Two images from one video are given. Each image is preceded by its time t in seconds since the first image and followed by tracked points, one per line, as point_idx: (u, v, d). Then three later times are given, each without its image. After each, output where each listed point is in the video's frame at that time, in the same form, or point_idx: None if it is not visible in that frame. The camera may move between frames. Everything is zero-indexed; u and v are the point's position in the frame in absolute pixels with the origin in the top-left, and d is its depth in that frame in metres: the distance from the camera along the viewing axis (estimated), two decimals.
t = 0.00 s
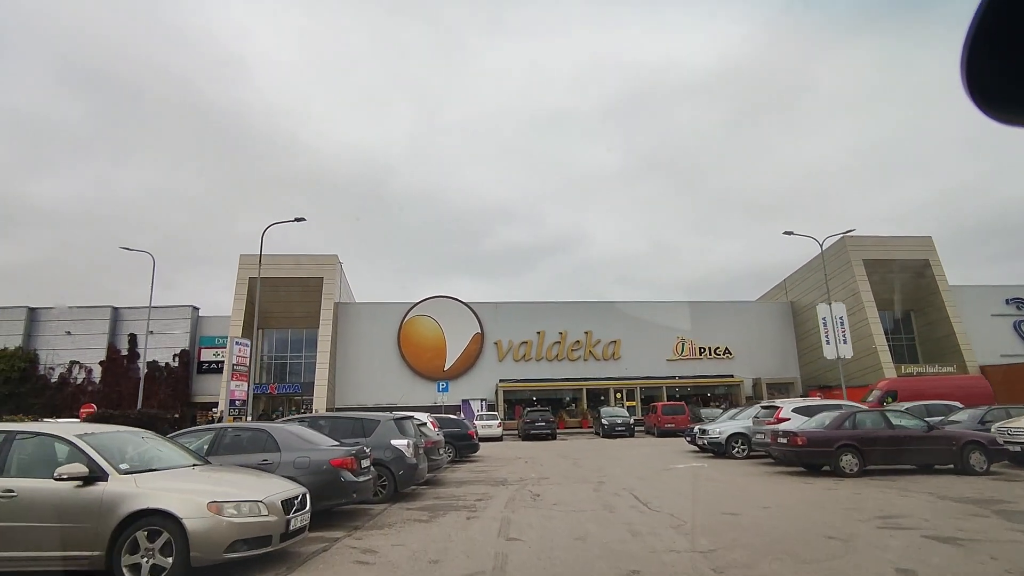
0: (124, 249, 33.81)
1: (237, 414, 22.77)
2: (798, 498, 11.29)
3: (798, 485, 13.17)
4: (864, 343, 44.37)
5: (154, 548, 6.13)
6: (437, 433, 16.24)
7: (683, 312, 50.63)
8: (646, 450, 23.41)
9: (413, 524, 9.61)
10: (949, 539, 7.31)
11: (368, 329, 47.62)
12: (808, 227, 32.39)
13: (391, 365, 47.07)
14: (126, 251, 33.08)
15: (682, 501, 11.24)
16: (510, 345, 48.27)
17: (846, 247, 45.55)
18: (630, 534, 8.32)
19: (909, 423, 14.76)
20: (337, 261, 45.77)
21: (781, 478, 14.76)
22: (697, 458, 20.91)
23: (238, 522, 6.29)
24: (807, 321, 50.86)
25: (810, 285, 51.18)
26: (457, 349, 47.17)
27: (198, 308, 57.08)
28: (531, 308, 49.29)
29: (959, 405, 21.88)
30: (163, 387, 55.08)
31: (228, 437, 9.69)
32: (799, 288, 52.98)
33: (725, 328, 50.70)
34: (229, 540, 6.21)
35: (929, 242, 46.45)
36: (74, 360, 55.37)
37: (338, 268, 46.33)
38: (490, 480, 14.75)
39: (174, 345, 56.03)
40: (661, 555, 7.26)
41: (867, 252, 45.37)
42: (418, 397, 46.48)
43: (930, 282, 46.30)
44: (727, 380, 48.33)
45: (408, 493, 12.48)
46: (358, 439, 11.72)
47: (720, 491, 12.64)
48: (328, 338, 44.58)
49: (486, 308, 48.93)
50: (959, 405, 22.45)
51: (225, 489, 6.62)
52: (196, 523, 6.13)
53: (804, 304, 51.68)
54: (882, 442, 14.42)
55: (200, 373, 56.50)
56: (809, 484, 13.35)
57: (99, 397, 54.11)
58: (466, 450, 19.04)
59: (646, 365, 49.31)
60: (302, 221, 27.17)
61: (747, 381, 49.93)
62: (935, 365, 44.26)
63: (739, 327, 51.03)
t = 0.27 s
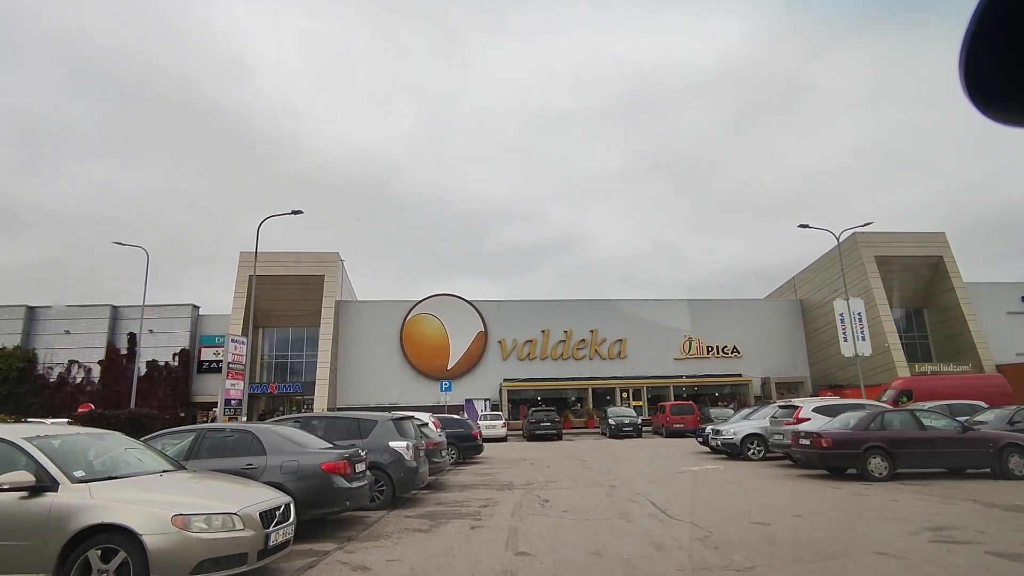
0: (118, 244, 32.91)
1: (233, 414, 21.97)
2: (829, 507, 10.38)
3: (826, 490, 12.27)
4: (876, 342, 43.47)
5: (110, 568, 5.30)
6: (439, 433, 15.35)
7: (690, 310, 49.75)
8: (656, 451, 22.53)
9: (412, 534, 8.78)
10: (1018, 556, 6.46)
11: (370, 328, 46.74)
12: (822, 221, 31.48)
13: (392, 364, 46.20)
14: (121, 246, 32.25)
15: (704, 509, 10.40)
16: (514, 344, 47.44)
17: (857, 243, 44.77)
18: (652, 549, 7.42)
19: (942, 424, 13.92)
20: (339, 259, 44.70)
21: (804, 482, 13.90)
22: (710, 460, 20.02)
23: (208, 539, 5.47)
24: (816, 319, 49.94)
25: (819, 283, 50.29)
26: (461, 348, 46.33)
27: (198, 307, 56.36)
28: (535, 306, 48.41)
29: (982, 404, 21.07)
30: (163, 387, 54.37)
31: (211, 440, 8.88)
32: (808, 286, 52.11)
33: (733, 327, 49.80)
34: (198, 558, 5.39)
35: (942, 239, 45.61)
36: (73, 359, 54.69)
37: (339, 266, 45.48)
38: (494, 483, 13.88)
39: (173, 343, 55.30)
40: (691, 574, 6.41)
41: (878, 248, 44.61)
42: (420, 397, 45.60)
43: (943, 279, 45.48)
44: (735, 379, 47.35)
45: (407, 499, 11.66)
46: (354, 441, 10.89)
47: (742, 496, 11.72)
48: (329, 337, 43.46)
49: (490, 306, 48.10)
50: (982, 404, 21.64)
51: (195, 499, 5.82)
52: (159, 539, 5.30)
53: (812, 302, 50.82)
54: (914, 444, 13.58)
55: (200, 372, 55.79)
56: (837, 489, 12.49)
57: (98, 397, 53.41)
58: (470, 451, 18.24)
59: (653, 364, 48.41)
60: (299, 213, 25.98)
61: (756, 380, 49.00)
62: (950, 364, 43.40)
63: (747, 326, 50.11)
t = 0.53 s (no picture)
0: (109, 239, 32.00)
1: (225, 414, 21.15)
2: (862, 516, 9.52)
3: (855, 496, 11.41)
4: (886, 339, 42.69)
5: None
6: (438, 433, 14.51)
7: (695, 308, 48.95)
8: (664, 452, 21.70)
9: (408, 546, 7.95)
10: None
11: (369, 326, 45.89)
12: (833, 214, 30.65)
13: (392, 363, 45.36)
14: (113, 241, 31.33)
15: (725, 518, 9.58)
16: (516, 342, 46.65)
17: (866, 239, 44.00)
18: (676, 566, 6.58)
19: (973, 425, 13.24)
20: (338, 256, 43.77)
21: (826, 487, 13.06)
22: (721, 462, 19.20)
23: (164, 560, 4.65)
24: (823, 317, 49.14)
25: (825, 280, 49.47)
26: (462, 346, 45.51)
27: (195, 306, 55.59)
28: (538, 305, 47.60)
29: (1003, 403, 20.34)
30: (160, 386, 53.60)
31: (187, 441, 8.04)
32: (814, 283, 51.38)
33: (738, 325, 48.97)
34: None
35: (952, 235, 44.90)
36: (69, 359, 53.91)
37: (339, 263, 44.50)
38: (497, 487, 13.05)
39: (170, 343, 54.51)
40: None
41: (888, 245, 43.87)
42: (420, 396, 44.74)
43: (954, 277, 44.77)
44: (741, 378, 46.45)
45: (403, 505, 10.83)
46: (346, 443, 10.05)
47: (765, 502, 10.86)
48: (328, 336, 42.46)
49: (491, 304, 47.29)
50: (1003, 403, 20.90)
51: (152, 513, 5.01)
52: (106, 562, 4.49)
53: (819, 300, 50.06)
54: (945, 447, 12.88)
55: (197, 372, 55.01)
56: (865, 495, 11.66)
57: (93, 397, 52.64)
58: (472, 453, 17.43)
59: (657, 364, 47.58)
60: (293, 206, 25.06)
61: (761, 379, 48.15)
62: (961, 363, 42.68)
63: (753, 324, 49.29)
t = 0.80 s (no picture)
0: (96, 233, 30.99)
1: (215, 414, 20.34)
2: (896, 527, 8.70)
3: (883, 502, 10.60)
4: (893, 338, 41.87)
5: None
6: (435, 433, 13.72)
7: (698, 306, 48.21)
8: (670, 453, 20.93)
9: (399, 560, 7.14)
10: None
11: (367, 325, 45.06)
12: (843, 208, 29.77)
13: (391, 362, 44.56)
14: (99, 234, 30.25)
15: (746, 528, 8.79)
16: (517, 341, 45.86)
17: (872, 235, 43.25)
18: None
19: (1005, 426, 12.54)
20: (336, 253, 42.75)
21: (848, 491, 12.28)
22: (731, 463, 18.42)
23: None
24: (829, 316, 48.36)
25: (831, 278, 48.65)
26: (461, 345, 44.71)
27: (191, 304, 54.78)
28: (539, 302, 46.79)
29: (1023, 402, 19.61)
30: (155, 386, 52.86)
31: (155, 443, 7.25)
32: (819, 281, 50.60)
33: (742, 323, 48.20)
34: None
35: (961, 231, 44.09)
36: (63, 357, 53.17)
37: (337, 260, 43.45)
38: (498, 491, 12.25)
39: (166, 341, 53.71)
40: None
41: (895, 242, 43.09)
42: (419, 396, 43.95)
43: (962, 274, 44.03)
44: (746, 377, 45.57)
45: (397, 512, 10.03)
46: (335, 445, 9.24)
47: (787, 509, 10.05)
48: (325, 335, 41.57)
49: (491, 302, 46.48)
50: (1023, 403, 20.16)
51: (88, 533, 4.24)
52: None
53: (824, 298, 49.29)
54: (975, 449, 12.20)
55: (192, 371, 54.22)
56: (894, 501, 10.87)
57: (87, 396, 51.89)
58: (471, 454, 16.64)
59: (660, 363, 46.82)
60: (286, 197, 24.17)
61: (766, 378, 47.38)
62: (970, 362, 41.90)
63: (757, 323, 48.50)
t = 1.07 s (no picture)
0: (83, 228, 30.15)
1: (204, 414, 19.59)
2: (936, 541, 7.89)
3: (911, 509, 9.82)
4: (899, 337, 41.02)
5: None
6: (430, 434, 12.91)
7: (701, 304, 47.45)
8: (676, 454, 20.17)
9: None
10: None
11: (365, 324, 44.30)
12: (853, 201, 29.01)
13: (389, 361, 43.77)
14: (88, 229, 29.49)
15: (768, 539, 8.02)
16: (517, 340, 45.10)
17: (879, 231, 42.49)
18: None
19: None
20: (333, 250, 41.95)
21: (870, 495, 11.51)
22: (741, 465, 17.65)
23: None
24: (834, 314, 47.62)
25: (836, 275, 47.91)
26: (461, 343, 43.95)
27: (186, 302, 53.95)
28: (539, 300, 46.01)
29: None
30: (149, 386, 52.07)
31: (113, 445, 6.35)
32: (824, 278, 49.85)
33: (746, 322, 47.46)
34: None
35: (969, 227, 43.37)
36: (55, 357, 52.34)
37: (334, 258, 42.66)
38: (496, 496, 11.49)
39: (160, 340, 52.89)
40: None
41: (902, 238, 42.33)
42: (417, 396, 43.20)
43: (969, 271, 43.32)
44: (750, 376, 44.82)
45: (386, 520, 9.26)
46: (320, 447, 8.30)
47: (811, 517, 9.24)
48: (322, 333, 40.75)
49: (491, 299, 45.71)
50: None
51: None
52: None
53: (829, 296, 48.55)
54: (1006, 450, 11.57)
55: (187, 370, 53.42)
56: (922, 507, 10.10)
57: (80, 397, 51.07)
58: (470, 456, 15.87)
59: (662, 362, 46.07)
60: (278, 189, 23.37)
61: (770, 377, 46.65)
62: (978, 360, 41.20)
63: (761, 321, 47.77)
